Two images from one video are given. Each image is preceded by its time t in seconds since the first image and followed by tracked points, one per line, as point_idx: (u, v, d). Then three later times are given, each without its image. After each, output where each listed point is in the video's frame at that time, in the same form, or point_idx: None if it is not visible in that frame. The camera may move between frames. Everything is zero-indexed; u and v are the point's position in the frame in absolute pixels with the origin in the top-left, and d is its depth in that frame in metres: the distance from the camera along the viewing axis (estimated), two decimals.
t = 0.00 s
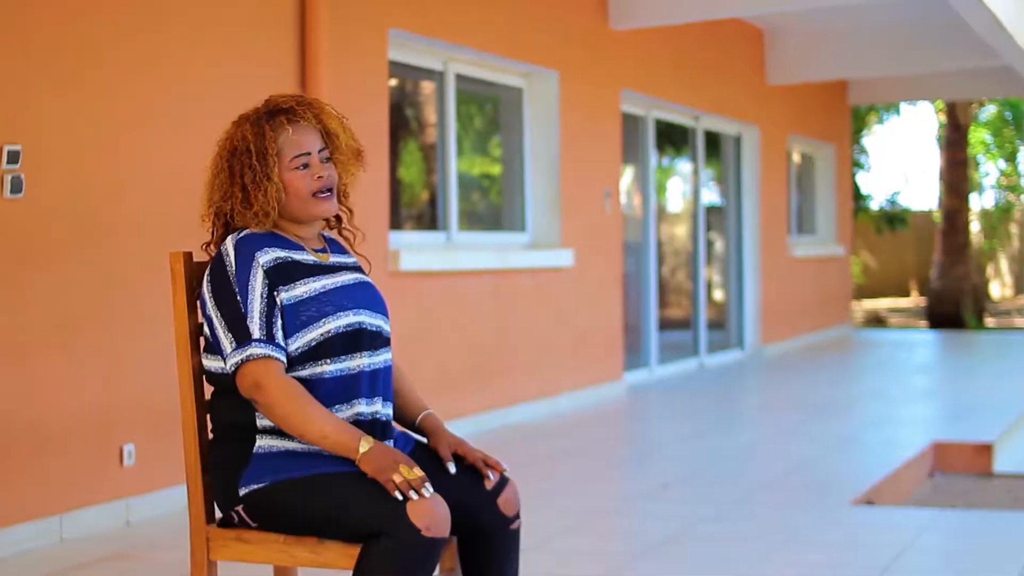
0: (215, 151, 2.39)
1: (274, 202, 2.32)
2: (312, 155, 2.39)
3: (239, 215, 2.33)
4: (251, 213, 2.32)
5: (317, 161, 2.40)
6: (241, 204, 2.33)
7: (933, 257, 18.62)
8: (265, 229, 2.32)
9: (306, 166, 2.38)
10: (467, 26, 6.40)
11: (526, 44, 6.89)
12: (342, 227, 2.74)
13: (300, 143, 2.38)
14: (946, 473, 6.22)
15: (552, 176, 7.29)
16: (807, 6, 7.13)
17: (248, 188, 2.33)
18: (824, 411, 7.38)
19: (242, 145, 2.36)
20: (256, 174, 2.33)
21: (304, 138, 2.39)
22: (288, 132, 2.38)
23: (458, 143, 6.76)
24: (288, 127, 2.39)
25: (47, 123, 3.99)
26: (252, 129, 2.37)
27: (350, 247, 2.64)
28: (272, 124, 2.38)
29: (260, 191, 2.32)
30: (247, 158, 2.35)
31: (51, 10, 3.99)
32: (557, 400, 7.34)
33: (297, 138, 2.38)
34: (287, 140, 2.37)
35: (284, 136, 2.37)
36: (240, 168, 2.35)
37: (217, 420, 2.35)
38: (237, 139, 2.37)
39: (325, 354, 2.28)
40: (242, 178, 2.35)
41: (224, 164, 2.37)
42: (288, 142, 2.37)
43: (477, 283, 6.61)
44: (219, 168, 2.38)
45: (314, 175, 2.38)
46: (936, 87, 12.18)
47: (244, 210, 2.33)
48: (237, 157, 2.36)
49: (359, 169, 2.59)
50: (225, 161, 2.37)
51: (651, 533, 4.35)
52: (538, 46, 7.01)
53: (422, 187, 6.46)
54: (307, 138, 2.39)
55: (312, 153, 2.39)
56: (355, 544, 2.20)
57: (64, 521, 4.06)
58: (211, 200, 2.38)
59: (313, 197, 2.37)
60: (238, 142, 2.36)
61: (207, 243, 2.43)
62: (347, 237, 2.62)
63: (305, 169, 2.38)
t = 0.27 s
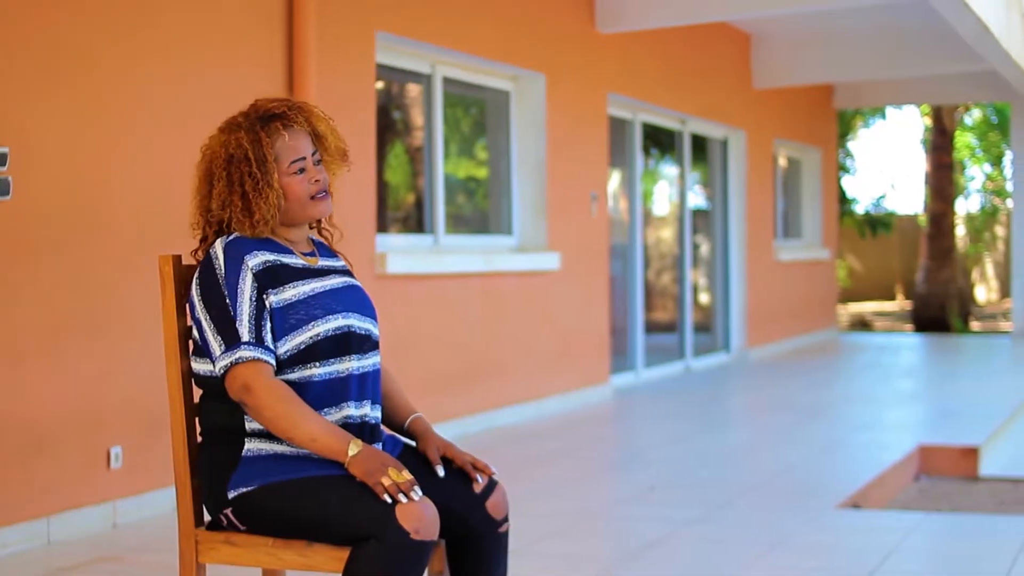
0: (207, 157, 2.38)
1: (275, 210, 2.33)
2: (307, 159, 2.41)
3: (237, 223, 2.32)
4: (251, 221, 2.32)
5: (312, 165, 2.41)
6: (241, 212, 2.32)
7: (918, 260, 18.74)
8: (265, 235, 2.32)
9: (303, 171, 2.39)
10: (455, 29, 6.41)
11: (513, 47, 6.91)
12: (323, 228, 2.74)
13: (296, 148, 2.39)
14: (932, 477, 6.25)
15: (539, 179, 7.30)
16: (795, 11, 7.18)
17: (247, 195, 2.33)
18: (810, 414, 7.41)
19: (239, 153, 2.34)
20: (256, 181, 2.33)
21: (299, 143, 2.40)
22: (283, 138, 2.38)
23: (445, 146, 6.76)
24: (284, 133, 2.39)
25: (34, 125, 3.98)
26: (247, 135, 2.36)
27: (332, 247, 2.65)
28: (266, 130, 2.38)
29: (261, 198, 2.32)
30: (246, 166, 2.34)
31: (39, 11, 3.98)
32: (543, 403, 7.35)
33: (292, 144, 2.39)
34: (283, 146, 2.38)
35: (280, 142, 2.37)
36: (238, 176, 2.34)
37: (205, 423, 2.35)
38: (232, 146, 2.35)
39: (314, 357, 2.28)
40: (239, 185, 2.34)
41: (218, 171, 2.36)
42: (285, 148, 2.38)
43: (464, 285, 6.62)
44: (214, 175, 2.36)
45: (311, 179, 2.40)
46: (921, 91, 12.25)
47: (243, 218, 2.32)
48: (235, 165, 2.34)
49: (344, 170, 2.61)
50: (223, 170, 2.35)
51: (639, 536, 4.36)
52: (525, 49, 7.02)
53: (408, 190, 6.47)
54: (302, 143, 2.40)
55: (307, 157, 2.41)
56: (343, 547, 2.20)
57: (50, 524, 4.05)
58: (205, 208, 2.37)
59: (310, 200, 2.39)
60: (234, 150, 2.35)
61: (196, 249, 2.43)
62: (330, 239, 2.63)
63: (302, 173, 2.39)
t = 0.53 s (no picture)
0: (195, 154, 2.39)
1: (259, 206, 2.32)
2: (294, 156, 2.40)
3: (223, 219, 2.33)
4: (236, 217, 2.32)
5: (298, 161, 2.41)
6: (225, 208, 2.33)
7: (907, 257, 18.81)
8: (250, 231, 2.32)
9: (288, 167, 2.39)
10: (445, 25, 6.40)
11: (503, 44, 6.91)
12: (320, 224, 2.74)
13: (281, 145, 2.39)
14: (921, 473, 6.28)
15: (529, 176, 7.31)
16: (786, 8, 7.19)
17: (231, 193, 2.33)
18: (800, 410, 7.44)
19: (223, 150, 2.36)
20: (239, 178, 2.33)
21: (285, 139, 2.40)
22: (268, 134, 2.38)
23: (435, 142, 6.76)
24: (269, 129, 2.39)
25: (26, 122, 3.97)
26: (232, 133, 2.37)
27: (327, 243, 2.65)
28: (251, 127, 2.38)
29: (244, 196, 2.32)
30: (229, 163, 2.35)
31: (29, 7, 3.97)
32: (532, 399, 7.35)
33: (278, 140, 2.39)
34: (268, 142, 2.37)
35: (265, 139, 2.37)
36: (222, 173, 2.35)
37: (197, 418, 2.35)
38: (218, 143, 2.37)
39: (305, 353, 2.28)
40: (224, 183, 2.35)
41: (204, 169, 2.37)
42: (270, 145, 2.38)
43: (454, 281, 6.62)
44: (201, 173, 2.37)
45: (297, 176, 2.39)
46: (909, 88, 12.29)
47: (229, 214, 2.32)
48: (219, 162, 2.36)
49: (338, 165, 2.61)
50: (207, 167, 2.37)
51: (627, 533, 4.37)
52: (515, 46, 7.02)
53: (397, 186, 6.46)
54: (288, 139, 2.40)
55: (293, 153, 2.40)
56: (335, 542, 2.20)
57: (41, 519, 4.05)
58: (193, 204, 2.38)
59: (296, 197, 2.38)
60: (219, 147, 2.36)
61: (188, 245, 2.44)
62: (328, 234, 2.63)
63: (287, 170, 2.39)
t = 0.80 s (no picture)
0: (178, 150, 2.39)
1: (236, 203, 2.32)
2: (273, 154, 2.39)
3: (202, 215, 2.33)
4: (213, 213, 2.32)
5: (278, 160, 2.40)
6: (203, 204, 2.33)
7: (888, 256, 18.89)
8: (227, 229, 2.31)
9: (267, 165, 2.38)
10: (428, 24, 6.40)
11: (486, 43, 6.91)
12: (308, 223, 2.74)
13: (262, 143, 2.38)
14: (902, 472, 6.31)
15: (512, 174, 7.31)
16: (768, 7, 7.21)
17: (209, 190, 2.33)
18: (782, 409, 7.46)
19: (203, 146, 2.35)
20: (217, 175, 2.33)
21: (265, 137, 2.39)
22: (249, 131, 2.37)
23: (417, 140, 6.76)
24: (249, 127, 2.38)
25: (7, 120, 3.95)
26: (212, 129, 2.36)
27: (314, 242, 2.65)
28: (232, 123, 2.37)
29: (220, 192, 2.32)
30: (208, 159, 2.34)
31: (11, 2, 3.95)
32: (514, 398, 7.35)
33: (258, 138, 2.38)
34: (248, 140, 2.37)
35: (245, 136, 2.37)
36: (201, 169, 2.35)
37: (181, 416, 2.35)
38: (198, 139, 2.36)
39: (289, 352, 2.28)
40: (203, 179, 2.34)
41: (185, 165, 2.37)
42: (250, 142, 2.37)
43: (437, 280, 6.62)
44: (181, 168, 2.37)
45: (275, 174, 2.38)
46: (891, 87, 12.34)
47: (206, 210, 2.32)
48: (198, 158, 2.35)
49: (323, 164, 2.60)
50: (187, 163, 2.37)
51: (609, 533, 4.37)
52: (498, 45, 7.02)
53: (379, 184, 6.45)
54: (268, 137, 2.39)
55: (273, 151, 2.39)
56: (319, 541, 2.20)
57: (21, 518, 4.03)
58: (174, 200, 2.38)
59: (274, 196, 2.37)
60: (199, 143, 2.36)
61: (171, 242, 2.43)
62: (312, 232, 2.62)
63: (266, 168, 2.38)
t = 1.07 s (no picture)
0: (166, 147, 2.37)
1: (231, 201, 2.32)
2: (265, 152, 2.40)
3: (194, 214, 2.32)
4: (207, 212, 2.31)
5: (269, 158, 2.41)
6: (197, 203, 2.32)
7: (868, 257, 18.99)
8: (219, 228, 2.32)
9: (260, 164, 2.39)
10: (409, 24, 6.40)
11: (467, 42, 6.92)
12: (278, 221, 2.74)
13: (254, 141, 2.39)
14: (882, 471, 6.35)
15: (492, 174, 7.32)
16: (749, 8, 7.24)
17: (204, 187, 2.32)
18: (762, 410, 7.49)
19: (197, 144, 2.34)
20: (213, 173, 2.32)
21: (257, 135, 2.40)
22: (242, 130, 2.38)
23: (398, 140, 6.75)
24: (242, 125, 2.38)
25: None
26: (206, 126, 2.35)
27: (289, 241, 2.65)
28: (225, 121, 2.37)
29: (217, 190, 2.32)
30: (202, 156, 2.33)
31: None
32: (495, 398, 7.36)
33: (250, 136, 2.38)
34: (241, 138, 2.37)
35: (238, 134, 2.37)
36: (196, 166, 2.33)
37: (162, 416, 2.35)
38: (190, 137, 2.35)
39: (270, 352, 2.28)
40: (197, 176, 2.33)
41: (177, 162, 2.35)
42: (243, 140, 2.37)
43: (418, 280, 6.62)
44: (171, 166, 2.35)
45: (267, 172, 2.40)
46: (870, 88, 12.41)
47: (200, 210, 2.32)
48: (193, 155, 2.34)
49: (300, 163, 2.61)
50: (180, 160, 2.35)
51: (590, 533, 4.38)
52: (479, 44, 7.02)
53: (359, 184, 6.44)
54: (259, 135, 2.40)
55: (264, 149, 2.40)
56: (300, 541, 2.20)
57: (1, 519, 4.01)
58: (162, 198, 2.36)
59: (266, 194, 2.39)
60: (192, 140, 2.34)
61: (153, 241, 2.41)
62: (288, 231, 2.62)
63: (259, 166, 2.39)
